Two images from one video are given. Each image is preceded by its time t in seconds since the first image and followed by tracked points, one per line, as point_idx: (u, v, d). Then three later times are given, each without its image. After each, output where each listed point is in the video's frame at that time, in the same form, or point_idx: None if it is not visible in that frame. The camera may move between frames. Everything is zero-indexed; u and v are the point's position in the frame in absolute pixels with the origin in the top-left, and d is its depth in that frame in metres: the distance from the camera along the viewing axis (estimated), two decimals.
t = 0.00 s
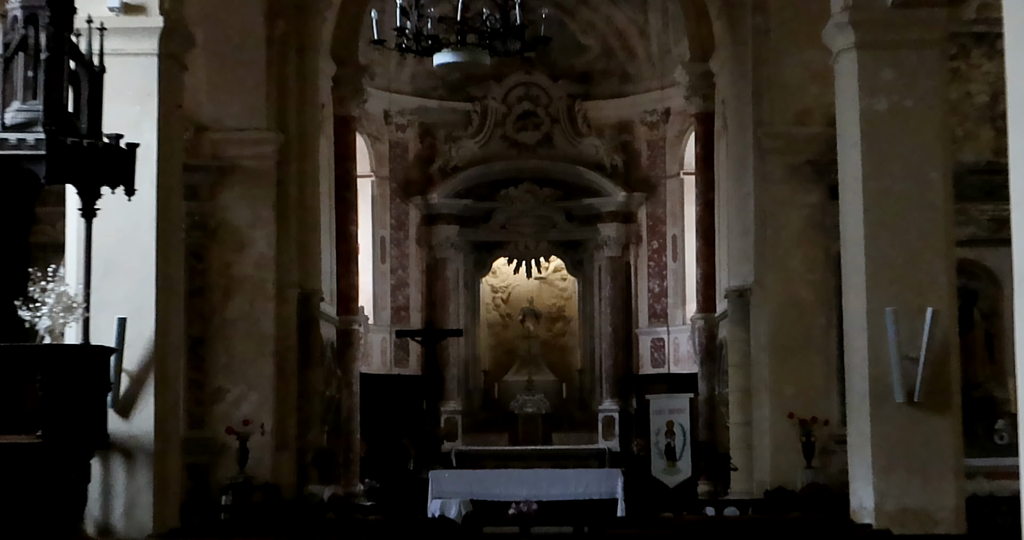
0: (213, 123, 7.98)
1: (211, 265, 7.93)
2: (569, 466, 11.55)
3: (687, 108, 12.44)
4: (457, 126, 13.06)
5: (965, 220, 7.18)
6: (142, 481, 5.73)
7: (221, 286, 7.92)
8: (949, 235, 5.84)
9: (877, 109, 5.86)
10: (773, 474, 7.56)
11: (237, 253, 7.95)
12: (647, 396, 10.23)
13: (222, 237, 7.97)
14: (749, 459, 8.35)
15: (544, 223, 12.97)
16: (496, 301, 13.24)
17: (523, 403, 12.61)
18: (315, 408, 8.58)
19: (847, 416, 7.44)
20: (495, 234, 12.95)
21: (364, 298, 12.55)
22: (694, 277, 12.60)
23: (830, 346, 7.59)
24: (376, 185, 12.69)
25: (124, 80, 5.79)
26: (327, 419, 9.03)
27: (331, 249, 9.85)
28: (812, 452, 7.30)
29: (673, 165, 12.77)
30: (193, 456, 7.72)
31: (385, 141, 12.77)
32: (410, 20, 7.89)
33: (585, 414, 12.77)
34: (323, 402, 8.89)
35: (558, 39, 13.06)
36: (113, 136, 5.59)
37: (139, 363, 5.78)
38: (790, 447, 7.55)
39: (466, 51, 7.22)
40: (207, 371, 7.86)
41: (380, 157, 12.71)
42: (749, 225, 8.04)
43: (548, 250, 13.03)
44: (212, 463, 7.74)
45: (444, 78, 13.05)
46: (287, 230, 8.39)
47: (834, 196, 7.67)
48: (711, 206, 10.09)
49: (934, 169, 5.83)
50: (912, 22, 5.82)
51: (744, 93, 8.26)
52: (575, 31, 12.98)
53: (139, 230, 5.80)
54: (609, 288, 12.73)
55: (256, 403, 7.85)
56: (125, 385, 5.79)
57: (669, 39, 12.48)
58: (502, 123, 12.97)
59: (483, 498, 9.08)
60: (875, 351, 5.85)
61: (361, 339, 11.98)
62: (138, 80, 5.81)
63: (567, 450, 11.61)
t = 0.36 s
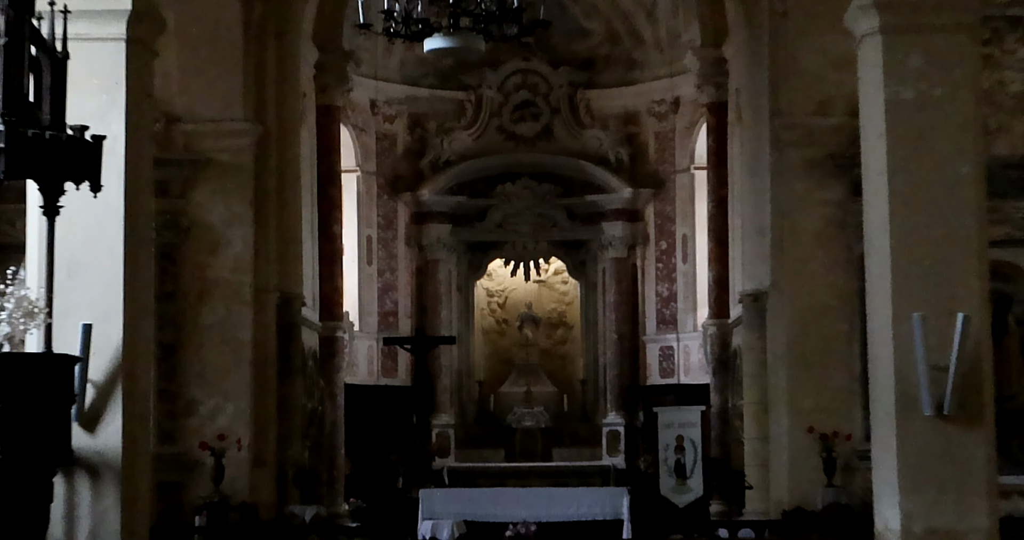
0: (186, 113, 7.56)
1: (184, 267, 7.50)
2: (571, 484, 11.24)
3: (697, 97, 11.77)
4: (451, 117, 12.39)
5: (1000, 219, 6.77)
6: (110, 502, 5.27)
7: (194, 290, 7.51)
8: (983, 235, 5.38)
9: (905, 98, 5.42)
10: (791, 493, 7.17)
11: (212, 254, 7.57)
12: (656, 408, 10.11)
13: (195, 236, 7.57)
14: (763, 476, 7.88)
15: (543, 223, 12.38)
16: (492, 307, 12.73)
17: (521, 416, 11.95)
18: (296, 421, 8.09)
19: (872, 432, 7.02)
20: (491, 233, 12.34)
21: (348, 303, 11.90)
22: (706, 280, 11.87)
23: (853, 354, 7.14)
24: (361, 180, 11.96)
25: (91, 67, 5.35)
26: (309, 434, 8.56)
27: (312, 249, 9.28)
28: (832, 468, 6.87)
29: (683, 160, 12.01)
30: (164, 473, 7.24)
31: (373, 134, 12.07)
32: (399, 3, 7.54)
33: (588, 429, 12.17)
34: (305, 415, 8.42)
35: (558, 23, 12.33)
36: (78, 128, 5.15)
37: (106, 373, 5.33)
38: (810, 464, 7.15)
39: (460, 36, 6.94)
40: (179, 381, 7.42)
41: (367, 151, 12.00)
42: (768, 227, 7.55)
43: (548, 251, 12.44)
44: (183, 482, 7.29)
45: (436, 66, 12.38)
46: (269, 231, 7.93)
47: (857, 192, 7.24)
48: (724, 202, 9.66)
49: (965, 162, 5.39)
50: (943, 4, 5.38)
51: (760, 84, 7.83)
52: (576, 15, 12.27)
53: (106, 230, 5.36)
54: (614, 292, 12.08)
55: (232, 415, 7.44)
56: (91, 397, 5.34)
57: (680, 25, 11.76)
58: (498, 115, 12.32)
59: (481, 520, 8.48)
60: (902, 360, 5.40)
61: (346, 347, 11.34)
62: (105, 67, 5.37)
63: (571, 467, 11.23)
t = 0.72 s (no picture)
0: (155, 94, 7.16)
1: (153, 260, 7.08)
2: (573, 495, 10.74)
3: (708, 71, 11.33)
4: (442, 96, 11.91)
5: None
6: (75, 514, 4.85)
7: (164, 284, 7.12)
8: (1014, 226, 4.96)
9: (934, 77, 5.00)
10: (811, 504, 6.77)
11: (183, 246, 7.18)
12: (665, 413, 9.56)
13: (166, 226, 7.16)
14: (782, 485, 7.45)
15: (541, 212, 11.93)
16: (486, 303, 12.34)
17: (518, 421, 11.49)
18: (275, 425, 7.65)
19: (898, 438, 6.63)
20: (486, 223, 11.93)
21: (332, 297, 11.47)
22: (717, 274, 11.50)
23: (877, 352, 6.73)
24: (346, 165, 11.55)
25: (52, 42, 4.93)
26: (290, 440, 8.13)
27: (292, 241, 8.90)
28: (856, 478, 6.49)
29: (693, 143, 11.61)
30: (133, 484, 6.67)
31: (359, 114, 11.64)
32: None
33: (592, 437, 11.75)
34: (285, 419, 7.99)
35: None
36: (38, 109, 4.67)
37: (68, 374, 4.91)
38: (829, 472, 6.76)
39: (453, 10, 6.73)
40: (147, 384, 7.04)
41: (351, 133, 11.58)
42: (785, 214, 7.16)
43: (548, 243, 11.99)
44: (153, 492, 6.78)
45: (427, 41, 11.86)
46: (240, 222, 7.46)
47: (882, 178, 6.84)
48: (738, 189, 9.30)
49: (998, 147, 4.97)
50: None
51: (776, 63, 7.42)
52: None
53: (71, 221, 4.94)
54: (619, 287, 11.64)
55: (204, 420, 7.09)
56: (53, 400, 4.92)
57: None
58: (494, 96, 11.87)
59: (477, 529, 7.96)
60: (931, 360, 4.96)
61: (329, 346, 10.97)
62: (68, 44, 4.95)
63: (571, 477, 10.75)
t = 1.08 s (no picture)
0: (125, 71, 6.78)
1: (121, 252, 6.75)
2: (578, 507, 10.34)
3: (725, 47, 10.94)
4: (434, 73, 11.53)
5: None
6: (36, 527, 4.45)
7: (133, 280, 6.75)
8: None
9: (972, 53, 4.59)
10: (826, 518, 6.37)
11: (154, 237, 6.80)
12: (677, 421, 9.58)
13: (135, 215, 6.78)
14: (806, 498, 7.02)
15: (542, 199, 11.50)
16: (484, 299, 11.87)
17: (518, 428, 11.08)
18: (253, 431, 7.26)
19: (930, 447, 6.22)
20: (484, 212, 11.50)
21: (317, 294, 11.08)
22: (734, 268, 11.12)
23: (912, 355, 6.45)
24: (331, 149, 11.17)
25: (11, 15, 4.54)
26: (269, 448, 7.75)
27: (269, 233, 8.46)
28: (887, 490, 6.08)
29: (710, 126, 11.25)
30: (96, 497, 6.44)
31: (346, 95, 11.26)
32: None
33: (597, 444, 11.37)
34: (264, 426, 7.60)
35: None
36: None
37: (28, 376, 4.50)
38: (852, 485, 6.42)
39: None
40: (115, 386, 6.68)
41: (337, 115, 11.19)
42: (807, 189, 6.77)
43: (551, 233, 11.57)
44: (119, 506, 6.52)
45: (419, 15, 11.52)
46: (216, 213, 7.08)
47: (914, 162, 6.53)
48: (756, 174, 8.97)
49: None
50: None
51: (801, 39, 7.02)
52: None
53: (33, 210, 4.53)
54: (628, 281, 11.21)
55: (177, 426, 6.70)
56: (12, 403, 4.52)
57: None
58: (491, 74, 11.43)
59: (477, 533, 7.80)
60: (970, 359, 4.52)
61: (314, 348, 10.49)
62: (29, 16, 4.56)
63: (577, 489, 10.29)
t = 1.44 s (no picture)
0: (92, 54, 6.48)
1: (85, 240, 6.45)
2: (580, 515, 10.04)
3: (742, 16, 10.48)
4: (424, 45, 11.09)
5: None
6: None
7: (98, 270, 6.45)
8: None
9: (1007, 24, 4.20)
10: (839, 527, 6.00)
11: (120, 223, 6.47)
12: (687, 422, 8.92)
13: (98, 199, 6.48)
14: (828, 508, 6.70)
15: (540, 182, 11.11)
16: (478, 290, 11.55)
17: (514, 431, 10.69)
18: (229, 433, 6.92)
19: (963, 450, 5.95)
20: (478, 196, 11.14)
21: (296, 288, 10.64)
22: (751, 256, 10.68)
23: (941, 349, 6.17)
24: (311, 127, 10.72)
25: None
26: (245, 452, 7.38)
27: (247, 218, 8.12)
28: (914, 497, 5.74)
29: (725, 104, 10.82)
30: (56, 505, 6.10)
31: (328, 70, 10.83)
32: None
33: (600, 447, 10.97)
34: (240, 427, 7.23)
35: None
36: None
37: None
38: (874, 491, 6.11)
39: None
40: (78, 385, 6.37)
41: (317, 91, 10.76)
42: (831, 169, 6.50)
43: (549, 218, 11.23)
44: (84, 515, 6.21)
45: None
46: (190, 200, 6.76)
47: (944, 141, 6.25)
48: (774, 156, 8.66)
49: None
50: None
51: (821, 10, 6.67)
52: None
53: None
54: (635, 271, 10.87)
55: (144, 428, 6.37)
56: None
57: None
58: (486, 48, 11.04)
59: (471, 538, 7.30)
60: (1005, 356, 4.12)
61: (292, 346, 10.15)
62: None
63: (577, 497, 10.04)
